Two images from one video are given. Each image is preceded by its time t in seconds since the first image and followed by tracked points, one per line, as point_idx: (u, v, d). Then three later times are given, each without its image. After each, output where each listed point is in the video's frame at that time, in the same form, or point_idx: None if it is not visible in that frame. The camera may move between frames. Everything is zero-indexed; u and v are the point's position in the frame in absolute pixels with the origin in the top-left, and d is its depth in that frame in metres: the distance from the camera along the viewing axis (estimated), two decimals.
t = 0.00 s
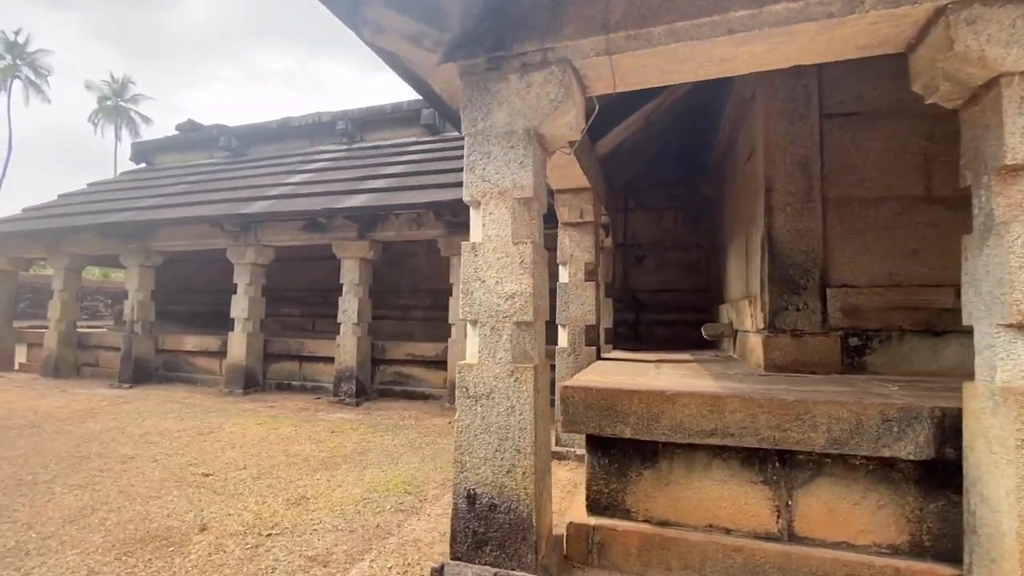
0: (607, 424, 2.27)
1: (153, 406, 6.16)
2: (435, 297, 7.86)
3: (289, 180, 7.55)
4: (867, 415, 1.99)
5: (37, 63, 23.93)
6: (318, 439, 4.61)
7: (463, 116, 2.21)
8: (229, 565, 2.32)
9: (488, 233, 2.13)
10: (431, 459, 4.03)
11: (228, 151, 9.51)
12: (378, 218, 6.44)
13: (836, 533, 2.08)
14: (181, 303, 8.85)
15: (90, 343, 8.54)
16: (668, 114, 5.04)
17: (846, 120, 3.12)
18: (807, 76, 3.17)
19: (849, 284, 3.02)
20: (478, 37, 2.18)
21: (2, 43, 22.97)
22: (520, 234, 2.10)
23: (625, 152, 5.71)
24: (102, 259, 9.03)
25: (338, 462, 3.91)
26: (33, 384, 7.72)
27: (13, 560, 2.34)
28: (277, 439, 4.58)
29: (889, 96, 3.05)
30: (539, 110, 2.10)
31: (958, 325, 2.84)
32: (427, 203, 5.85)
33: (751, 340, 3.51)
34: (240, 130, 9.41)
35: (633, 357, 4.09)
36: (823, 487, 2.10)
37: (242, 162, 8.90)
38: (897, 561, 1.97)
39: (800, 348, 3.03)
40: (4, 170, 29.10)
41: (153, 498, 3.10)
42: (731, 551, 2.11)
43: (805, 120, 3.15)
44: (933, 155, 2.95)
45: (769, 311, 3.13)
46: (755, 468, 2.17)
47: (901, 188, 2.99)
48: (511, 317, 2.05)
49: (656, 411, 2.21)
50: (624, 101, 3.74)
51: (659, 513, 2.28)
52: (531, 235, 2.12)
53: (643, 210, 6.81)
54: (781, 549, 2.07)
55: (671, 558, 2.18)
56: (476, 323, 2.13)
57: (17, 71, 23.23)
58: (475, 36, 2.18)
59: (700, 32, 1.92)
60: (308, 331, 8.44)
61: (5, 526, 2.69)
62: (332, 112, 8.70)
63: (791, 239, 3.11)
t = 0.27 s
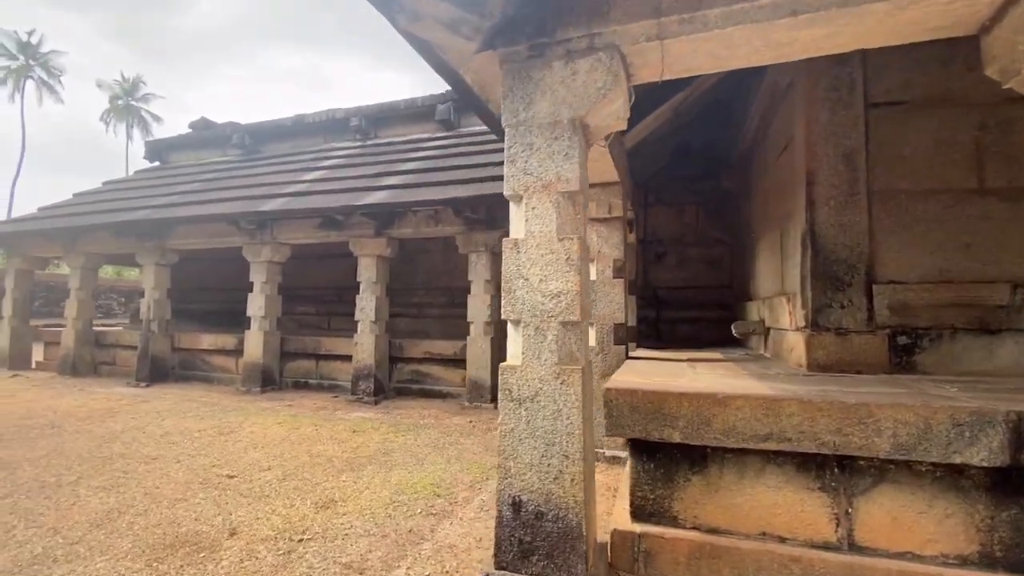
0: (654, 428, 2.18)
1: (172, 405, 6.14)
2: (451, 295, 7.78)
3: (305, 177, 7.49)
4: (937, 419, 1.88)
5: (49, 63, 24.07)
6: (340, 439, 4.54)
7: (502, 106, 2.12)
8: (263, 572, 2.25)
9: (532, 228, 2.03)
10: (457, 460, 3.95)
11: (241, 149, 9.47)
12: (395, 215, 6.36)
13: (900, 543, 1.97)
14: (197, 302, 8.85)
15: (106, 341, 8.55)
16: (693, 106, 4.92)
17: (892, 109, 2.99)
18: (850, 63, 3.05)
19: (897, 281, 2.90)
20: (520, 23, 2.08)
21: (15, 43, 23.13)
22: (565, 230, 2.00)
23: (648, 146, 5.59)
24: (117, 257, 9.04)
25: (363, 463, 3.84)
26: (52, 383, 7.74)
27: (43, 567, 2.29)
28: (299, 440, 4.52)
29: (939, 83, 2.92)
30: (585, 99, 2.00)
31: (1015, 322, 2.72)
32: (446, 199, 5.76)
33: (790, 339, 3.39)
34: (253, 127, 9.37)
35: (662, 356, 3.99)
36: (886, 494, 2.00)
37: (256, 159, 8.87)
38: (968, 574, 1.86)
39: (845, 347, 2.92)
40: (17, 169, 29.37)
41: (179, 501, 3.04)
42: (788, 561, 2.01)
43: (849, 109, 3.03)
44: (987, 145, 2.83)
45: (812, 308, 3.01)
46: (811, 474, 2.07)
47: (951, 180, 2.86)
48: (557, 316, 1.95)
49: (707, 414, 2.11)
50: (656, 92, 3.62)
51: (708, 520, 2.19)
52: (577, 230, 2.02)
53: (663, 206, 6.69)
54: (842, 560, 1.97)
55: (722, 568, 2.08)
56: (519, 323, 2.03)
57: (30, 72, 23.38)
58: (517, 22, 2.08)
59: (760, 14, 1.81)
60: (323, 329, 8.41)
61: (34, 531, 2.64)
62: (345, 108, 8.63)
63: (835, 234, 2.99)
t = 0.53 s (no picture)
0: (699, 427, 2.11)
1: (187, 405, 6.11)
2: (464, 293, 7.73)
3: (316, 175, 7.44)
4: (1001, 417, 1.80)
5: (56, 65, 24.15)
6: (359, 439, 4.49)
7: (540, 96, 2.04)
8: None
9: (574, 221, 1.95)
10: (480, 460, 3.89)
11: (251, 148, 9.43)
12: (409, 213, 6.30)
13: (961, 547, 1.89)
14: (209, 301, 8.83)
15: (118, 341, 8.54)
16: (714, 99, 4.83)
17: (933, 98, 2.90)
18: (888, 51, 2.96)
19: (939, 274, 2.81)
20: (559, 9, 2.01)
21: (23, 46, 23.22)
22: (608, 223, 1.92)
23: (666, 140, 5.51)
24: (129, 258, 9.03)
25: (385, 463, 3.79)
26: (66, 383, 7.73)
27: (72, 572, 2.24)
28: (318, 440, 4.47)
29: (981, 71, 2.83)
30: (629, 87, 1.93)
31: None
32: (461, 196, 5.68)
33: (824, 335, 3.31)
34: (263, 126, 9.33)
35: (689, 353, 3.91)
36: (945, 495, 1.92)
37: (266, 158, 8.83)
38: None
39: (885, 343, 2.83)
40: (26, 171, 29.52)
41: (203, 503, 3.00)
42: (842, 565, 1.94)
43: (888, 98, 2.94)
44: None
45: (849, 303, 2.93)
46: (865, 475, 1.99)
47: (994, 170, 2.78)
48: (601, 313, 1.88)
49: (755, 413, 2.04)
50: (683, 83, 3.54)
51: (755, 523, 2.11)
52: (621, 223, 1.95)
53: (679, 201, 6.62)
54: (900, 564, 1.89)
55: (773, 572, 2.01)
56: (560, 320, 1.95)
57: (38, 74, 23.47)
58: (555, 9, 2.01)
59: None
60: (335, 328, 8.36)
61: (59, 534, 2.59)
62: (356, 106, 8.57)
63: (873, 226, 2.91)
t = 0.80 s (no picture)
0: (753, 432, 2.03)
1: (205, 408, 6.08)
2: (479, 293, 7.66)
3: (331, 176, 7.40)
4: None
5: (67, 70, 24.33)
6: (382, 442, 4.43)
7: (586, 89, 1.96)
8: None
9: (623, 219, 1.87)
10: (506, 464, 3.82)
11: (264, 150, 9.41)
12: (425, 213, 6.23)
13: None
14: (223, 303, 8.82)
15: (133, 344, 8.55)
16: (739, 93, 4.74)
17: (980, 88, 2.81)
18: (932, 40, 2.86)
19: (989, 271, 2.71)
20: None
21: (34, 51, 23.42)
22: (660, 220, 1.84)
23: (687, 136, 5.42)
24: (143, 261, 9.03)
25: (411, 467, 3.73)
26: (82, 386, 7.74)
27: None
28: (340, 443, 4.41)
29: None
30: (681, 78, 1.85)
31: None
32: (479, 196, 5.61)
33: (864, 335, 3.21)
34: (276, 128, 9.30)
35: (719, 353, 3.82)
36: (1017, 503, 1.83)
37: (279, 160, 8.81)
38: None
39: (933, 342, 2.74)
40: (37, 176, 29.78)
41: (232, 510, 2.94)
42: None
43: (932, 89, 2.84)
44: None
45: (894, 301, 2.84)
46: (930, 482, 1.91)
47: None
48: (654, 314, 1.81)
49: (814, 417, 1.96)
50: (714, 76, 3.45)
51: (812, 531, 2.03)
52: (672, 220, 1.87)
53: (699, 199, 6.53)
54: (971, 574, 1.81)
55: None
56: (610, 321, 1.87)
57: (49, 79, 23.64)
58: None
59: None
60: (350, 330, 8.32)
61: (89, 543, 2.55)
62: (369, 106, 8.52)
63: (919, 222, 2.81)
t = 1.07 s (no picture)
0: (804, 438, 1.97)
1: (222, 411, 6.06)
2: (494, 295, 7.61)
3: (345, 178, 7.37)
4: None
5: (77, 75, 24.51)
6: (403, 445, 4.39)
7: (629, 84, 1.91)
8: None
9: (671, 218, 1.81)
10: (532, 468, 3.76)
11: (276, 152, 9.42)
12: (441, 214, 6.19)
13: None
14: (236, 306, 8.84)
15: (148, 348, 8.57)
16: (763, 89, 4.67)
17: None
18: (973, 32, 2.79)
19: None
20: None
21: (44, 57, 23.62)
22: (710, 219, 1.79)
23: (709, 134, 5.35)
24: (157, 264, 9.06)
25: (436, 471, 3.67)
26: (98, 390, 7.76)
27: None
28: (361, 447, 4.37)
29: None
30: (730, 73, 1.79)
31: None
32: (496, 196, 5.55)
33: (902, 335, 3.13)
34: (288, 130, 9.30)
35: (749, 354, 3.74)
36: None
37: (292, 162, 8.81)
38: None
39: (979, 342, 2.66)
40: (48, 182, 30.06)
41: (260, 516, 2.90)
42: None
43: (974, 82, 2.77)
44: None
45: (936, 300, 2.76)
46: (991, 488, 1.84)
47: None
48: (705, 316, 1.74)
49: (869, 421, 1.90)
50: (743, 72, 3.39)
51: (865, 539, 1.97)
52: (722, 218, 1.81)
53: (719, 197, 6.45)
54: None
55: None
56: (658, 324, 1.81)
57: (59, 85, 23.83)
58: None
59: None
60: (364, 332, 8.30)
61: (119, 552, 2.51)
62: (381, 108, 8.50)
63: (961, 218, 2.74)
